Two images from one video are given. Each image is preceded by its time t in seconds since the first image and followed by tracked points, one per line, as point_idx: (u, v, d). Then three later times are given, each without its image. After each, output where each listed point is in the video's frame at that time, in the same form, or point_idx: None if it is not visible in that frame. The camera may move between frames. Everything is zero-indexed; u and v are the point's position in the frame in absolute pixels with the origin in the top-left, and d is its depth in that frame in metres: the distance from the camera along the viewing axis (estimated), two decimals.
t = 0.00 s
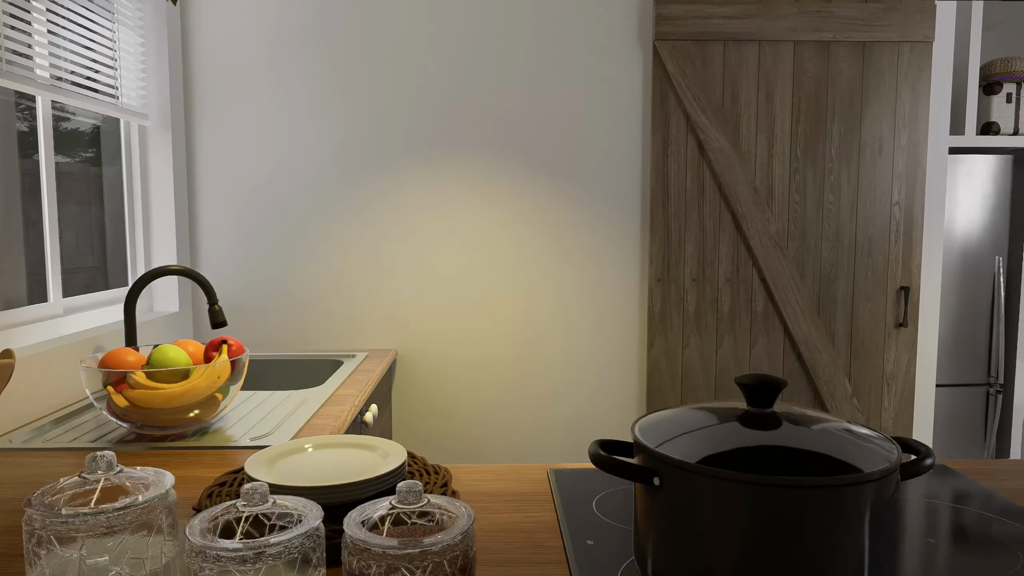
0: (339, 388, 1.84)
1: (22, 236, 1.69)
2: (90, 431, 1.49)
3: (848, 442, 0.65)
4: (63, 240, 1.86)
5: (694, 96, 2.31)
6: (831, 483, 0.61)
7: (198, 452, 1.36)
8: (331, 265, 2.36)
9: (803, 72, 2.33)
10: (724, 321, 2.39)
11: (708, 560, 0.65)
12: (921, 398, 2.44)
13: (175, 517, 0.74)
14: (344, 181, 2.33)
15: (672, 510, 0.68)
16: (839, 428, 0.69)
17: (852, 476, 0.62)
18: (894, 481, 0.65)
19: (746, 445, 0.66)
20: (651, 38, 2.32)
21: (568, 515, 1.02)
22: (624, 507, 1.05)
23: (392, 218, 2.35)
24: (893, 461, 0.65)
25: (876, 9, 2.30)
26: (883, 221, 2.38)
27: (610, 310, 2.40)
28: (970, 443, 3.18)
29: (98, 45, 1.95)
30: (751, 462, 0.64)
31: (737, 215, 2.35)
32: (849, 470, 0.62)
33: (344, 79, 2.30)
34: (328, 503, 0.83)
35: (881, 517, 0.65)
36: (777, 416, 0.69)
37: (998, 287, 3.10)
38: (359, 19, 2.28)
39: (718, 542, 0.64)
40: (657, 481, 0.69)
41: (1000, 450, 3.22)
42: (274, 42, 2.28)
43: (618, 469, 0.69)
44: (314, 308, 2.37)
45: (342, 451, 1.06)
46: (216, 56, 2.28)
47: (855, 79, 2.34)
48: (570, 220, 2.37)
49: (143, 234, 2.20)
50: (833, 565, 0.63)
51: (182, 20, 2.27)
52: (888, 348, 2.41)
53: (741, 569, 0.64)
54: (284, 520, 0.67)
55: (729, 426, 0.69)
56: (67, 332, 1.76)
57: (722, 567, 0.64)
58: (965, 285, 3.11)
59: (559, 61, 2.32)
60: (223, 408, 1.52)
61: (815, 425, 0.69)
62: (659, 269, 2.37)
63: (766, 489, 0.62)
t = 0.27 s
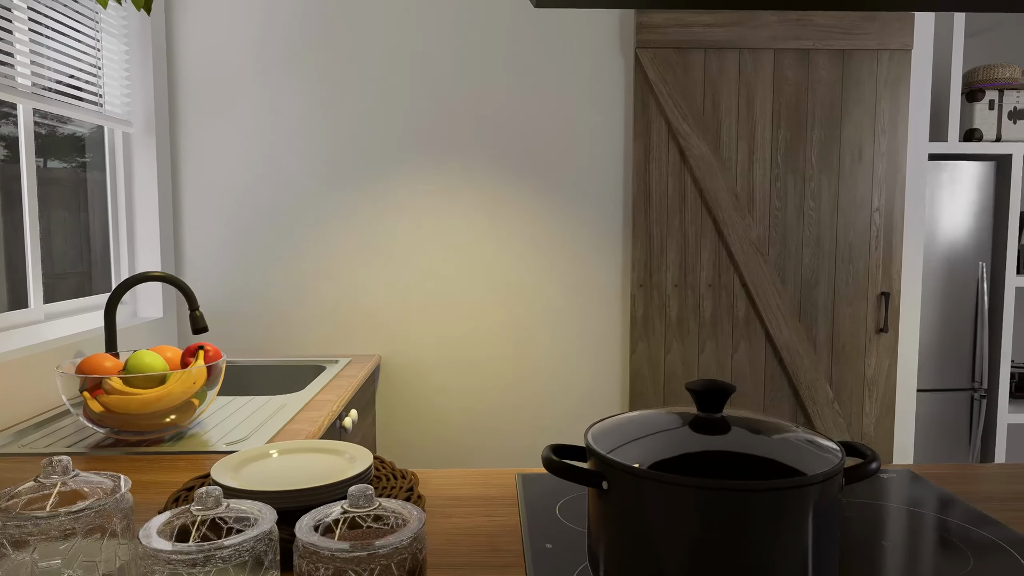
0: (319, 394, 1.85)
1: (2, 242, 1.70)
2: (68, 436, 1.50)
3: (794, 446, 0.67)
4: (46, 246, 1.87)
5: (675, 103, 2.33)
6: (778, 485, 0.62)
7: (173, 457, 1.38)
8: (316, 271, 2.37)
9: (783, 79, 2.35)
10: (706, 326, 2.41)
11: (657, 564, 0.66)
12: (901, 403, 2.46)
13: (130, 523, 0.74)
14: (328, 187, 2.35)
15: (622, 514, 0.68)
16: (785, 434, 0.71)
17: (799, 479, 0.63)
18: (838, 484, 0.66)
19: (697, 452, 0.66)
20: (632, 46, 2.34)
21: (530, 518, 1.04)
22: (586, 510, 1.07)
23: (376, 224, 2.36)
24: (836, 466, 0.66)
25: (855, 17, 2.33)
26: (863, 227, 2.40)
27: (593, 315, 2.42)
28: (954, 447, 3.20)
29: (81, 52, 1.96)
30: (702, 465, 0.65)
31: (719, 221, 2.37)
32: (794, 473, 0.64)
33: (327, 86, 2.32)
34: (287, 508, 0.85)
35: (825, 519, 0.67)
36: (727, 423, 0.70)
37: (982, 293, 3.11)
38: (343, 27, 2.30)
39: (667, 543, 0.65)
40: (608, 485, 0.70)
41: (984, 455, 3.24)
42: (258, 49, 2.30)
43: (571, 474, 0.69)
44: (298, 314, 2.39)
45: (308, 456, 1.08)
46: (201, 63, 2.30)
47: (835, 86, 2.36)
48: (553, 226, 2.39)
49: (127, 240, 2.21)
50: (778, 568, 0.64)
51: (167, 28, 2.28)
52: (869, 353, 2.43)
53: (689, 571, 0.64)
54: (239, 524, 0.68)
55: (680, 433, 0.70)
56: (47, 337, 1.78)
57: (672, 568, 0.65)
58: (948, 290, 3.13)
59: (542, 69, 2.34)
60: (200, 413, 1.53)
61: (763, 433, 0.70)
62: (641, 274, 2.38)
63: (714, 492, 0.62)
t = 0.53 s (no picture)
0: (299, 399, 1.87)
1: None
2: (45, 441, 1.51)
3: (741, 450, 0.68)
4: (28, 253, 1.88)
5: (656, 110, 2.35)
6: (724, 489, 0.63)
7: (147, 462, 1.39)
8: (300, 277, 2.39)
9: (764, 87, 2.37)
10: (688, 331, 2.42)
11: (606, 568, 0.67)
12: (883, 408, 2.47)
13: (84, 527, 0.75)
14: (312, 194, 2.36)
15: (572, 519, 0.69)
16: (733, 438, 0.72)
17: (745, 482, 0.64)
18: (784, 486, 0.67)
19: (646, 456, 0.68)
20: (614, 53, 2.36)
21: (493, 522, 1.05)
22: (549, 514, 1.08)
23: (360, 230, 2.38)
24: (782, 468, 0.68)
25: (835, 25, 2.35)
26: (844, 233, 2.42)
27: (576, 321, 2.43)
28: (939, 452, 3.21)
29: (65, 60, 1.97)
30: (650, 470, 0.66)
31: (700, 227, 2.38)
32: (737, 476, 0.65)
33: (312, 94, 2.33)
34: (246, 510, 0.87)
35: (773, 520, 0.68)
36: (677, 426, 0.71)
37: (966, 298, 3.13)
38: (327, 34, 2.32)
39: (616, 546, 0.66)
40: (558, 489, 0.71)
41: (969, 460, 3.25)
42: (243, 57, 2.32)
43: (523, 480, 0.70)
44: (283, 319, 2.40)
45: (274, 461, 1.10)
46: (186, 71, 2.32)
47: (815, 93, 2.38)
48: (535, 232, 2.41)
49: (111, 246, 2.22)
50: (722, 569, 0.65)
51: (152, 35, 2.30)
52: (850, 358, 2.44)
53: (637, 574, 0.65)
54: (191, 528, 0.69)
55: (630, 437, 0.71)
56: (28, 343, 1.79)
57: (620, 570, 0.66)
58: (932, 295, 3.15)
59: (525, 76, 2.36)
60: (177, 419, 1.54)
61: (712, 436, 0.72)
62: (624, 280, 2.40)
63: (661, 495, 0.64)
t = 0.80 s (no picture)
0: (278, 404, 1.87)
1: None
2: (21, 446, 1.52)
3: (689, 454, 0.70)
4: (9, 259, 1.89)
5: (638, 117, 2.36)
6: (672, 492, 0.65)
7: (121, 466, 1.40)
8: (284, 282, 2.40)
9: (745, 94, 2.38)
10: (670, 336, 2.43)
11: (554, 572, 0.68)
12: (865, 413, 2.48)
13: (39, 531, 0.76)
14: (295, 200, 2.37)
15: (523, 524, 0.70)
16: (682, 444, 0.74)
17: (692, 485, 0.66)
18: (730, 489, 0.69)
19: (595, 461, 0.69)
20: (596, 60, 2.37)
21: (455, 526, 1.06)
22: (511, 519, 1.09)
23: (344, 236, 2.39)
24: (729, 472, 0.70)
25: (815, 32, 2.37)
26: (825, 238, 2.43)
27: (559, 326, 2.44)
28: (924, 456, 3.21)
29: (49, 66, 1.98)
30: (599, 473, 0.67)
31: (682, 232, 2.40)
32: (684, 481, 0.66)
33: (296, 100, 2.35)
34: (205, 514, 0.88)
35: (719, 523, 0.70)
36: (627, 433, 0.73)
37: (951, 303, 3.14)
38: (311, 41, 2.33)
39: (565, 548, 0.67)
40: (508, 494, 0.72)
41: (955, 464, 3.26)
42: (227, 64, 2.33)
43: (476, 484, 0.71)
44: (267, 325, 2.41)
45: (240, 465, 1.12)
46: (171, 77, 2.33)
47: (796, 100, 2.39)
48: (518, 238, 2.42)
49: (94, 252, 2.22)
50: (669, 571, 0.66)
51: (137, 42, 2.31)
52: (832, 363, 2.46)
53: None
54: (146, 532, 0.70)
55: (580, 444, 0.72)
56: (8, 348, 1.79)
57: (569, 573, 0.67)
58: (917, 300, 3.16)
59: (508, 83, 2.38)
60: (153, 423, 1.56)
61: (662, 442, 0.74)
62: (606, 285, 2.41)
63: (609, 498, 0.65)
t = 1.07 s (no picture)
0: (258, 407, 1.88)
1: None
2: None
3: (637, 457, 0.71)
4: None
5: (620, 123, 2.38)
6: (618, 495, 0.66)
7: (95, 471, 1.40)
8: (268, 288, 2.41)
9: (726, 100, 2.40)
10: (653, 341, 2.44)
11: (506, 571, 0.70)
12: (847, 417, 2.49)
13: None
14: (279, 205, 2.38)
15: (475, 526, 0.72)
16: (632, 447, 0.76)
17: (638, 488, 0.68)
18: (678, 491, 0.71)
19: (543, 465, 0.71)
20: (578, 66, 2.39)
21: (418, 529, 1.07)
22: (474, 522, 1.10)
23: (328, 242, 2.40)
24: (676, 475, 0.71)
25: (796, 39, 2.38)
26: (807, 244, 2.44)
27: (542, 331, 2.45)
28: (910, 460, 3.22)
29: (32, 72, 1.99)
30: (546, 478, 0.69)
31: (664, 237, 2.41)
32: (630, 483, 0.68)
33: (279, 105, 2.36)
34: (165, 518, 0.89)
35: (667, 523, 0.72)
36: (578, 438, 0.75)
37: (935, 308, 3.15)
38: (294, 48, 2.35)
39: (514, 550, 0.68)
40: (459, 497, 0.73)
41: (941, 469, 3.27)
42: (211, 70, 2.34)
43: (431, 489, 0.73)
44: (251, 330, 2.42)
45: (207, 469, 1.13)
46: (155, 83, 2.34)
47: (777, 106, 2.41)
48: (501, 243, 2.43)
49: (78, 257, 2.23)
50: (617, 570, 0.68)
51: (121, 48, 2.33)
52: (814, 367, 2.47)
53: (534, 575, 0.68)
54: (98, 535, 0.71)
55: (531, 448, 0.74)
56: None
57: (518, 573, 0.69)
58: (903, 305, 3.18)
59: (491, 90, 2.39)
60: (129, 428, 1.57)
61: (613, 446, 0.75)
62: (589, 290, 2.42)
63: (556, 501, 0.66)
